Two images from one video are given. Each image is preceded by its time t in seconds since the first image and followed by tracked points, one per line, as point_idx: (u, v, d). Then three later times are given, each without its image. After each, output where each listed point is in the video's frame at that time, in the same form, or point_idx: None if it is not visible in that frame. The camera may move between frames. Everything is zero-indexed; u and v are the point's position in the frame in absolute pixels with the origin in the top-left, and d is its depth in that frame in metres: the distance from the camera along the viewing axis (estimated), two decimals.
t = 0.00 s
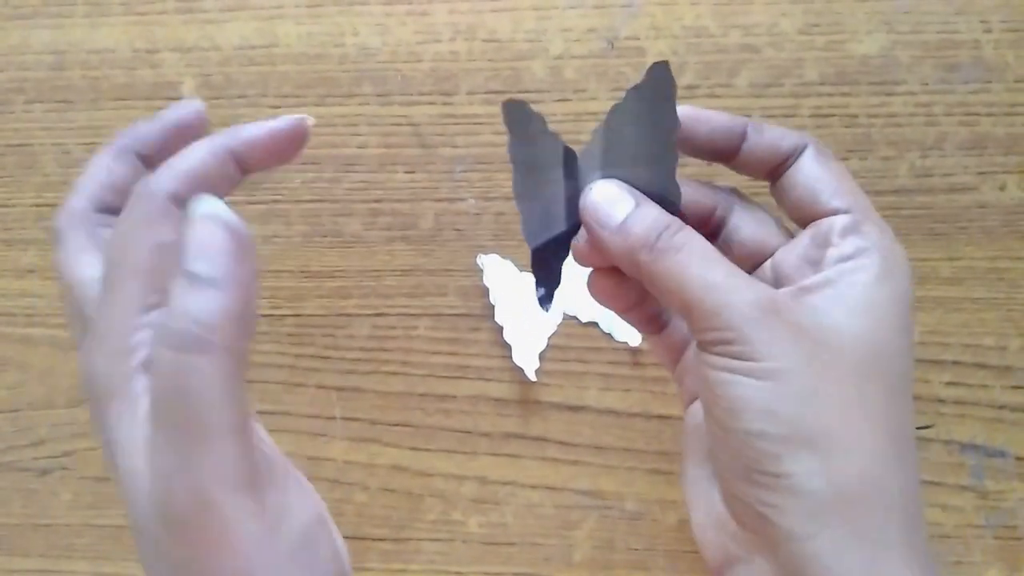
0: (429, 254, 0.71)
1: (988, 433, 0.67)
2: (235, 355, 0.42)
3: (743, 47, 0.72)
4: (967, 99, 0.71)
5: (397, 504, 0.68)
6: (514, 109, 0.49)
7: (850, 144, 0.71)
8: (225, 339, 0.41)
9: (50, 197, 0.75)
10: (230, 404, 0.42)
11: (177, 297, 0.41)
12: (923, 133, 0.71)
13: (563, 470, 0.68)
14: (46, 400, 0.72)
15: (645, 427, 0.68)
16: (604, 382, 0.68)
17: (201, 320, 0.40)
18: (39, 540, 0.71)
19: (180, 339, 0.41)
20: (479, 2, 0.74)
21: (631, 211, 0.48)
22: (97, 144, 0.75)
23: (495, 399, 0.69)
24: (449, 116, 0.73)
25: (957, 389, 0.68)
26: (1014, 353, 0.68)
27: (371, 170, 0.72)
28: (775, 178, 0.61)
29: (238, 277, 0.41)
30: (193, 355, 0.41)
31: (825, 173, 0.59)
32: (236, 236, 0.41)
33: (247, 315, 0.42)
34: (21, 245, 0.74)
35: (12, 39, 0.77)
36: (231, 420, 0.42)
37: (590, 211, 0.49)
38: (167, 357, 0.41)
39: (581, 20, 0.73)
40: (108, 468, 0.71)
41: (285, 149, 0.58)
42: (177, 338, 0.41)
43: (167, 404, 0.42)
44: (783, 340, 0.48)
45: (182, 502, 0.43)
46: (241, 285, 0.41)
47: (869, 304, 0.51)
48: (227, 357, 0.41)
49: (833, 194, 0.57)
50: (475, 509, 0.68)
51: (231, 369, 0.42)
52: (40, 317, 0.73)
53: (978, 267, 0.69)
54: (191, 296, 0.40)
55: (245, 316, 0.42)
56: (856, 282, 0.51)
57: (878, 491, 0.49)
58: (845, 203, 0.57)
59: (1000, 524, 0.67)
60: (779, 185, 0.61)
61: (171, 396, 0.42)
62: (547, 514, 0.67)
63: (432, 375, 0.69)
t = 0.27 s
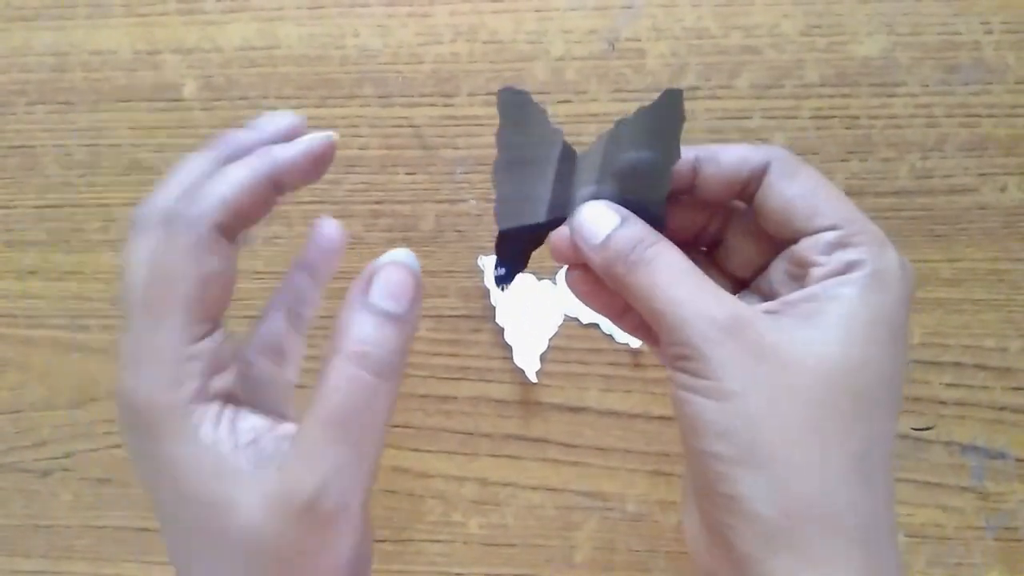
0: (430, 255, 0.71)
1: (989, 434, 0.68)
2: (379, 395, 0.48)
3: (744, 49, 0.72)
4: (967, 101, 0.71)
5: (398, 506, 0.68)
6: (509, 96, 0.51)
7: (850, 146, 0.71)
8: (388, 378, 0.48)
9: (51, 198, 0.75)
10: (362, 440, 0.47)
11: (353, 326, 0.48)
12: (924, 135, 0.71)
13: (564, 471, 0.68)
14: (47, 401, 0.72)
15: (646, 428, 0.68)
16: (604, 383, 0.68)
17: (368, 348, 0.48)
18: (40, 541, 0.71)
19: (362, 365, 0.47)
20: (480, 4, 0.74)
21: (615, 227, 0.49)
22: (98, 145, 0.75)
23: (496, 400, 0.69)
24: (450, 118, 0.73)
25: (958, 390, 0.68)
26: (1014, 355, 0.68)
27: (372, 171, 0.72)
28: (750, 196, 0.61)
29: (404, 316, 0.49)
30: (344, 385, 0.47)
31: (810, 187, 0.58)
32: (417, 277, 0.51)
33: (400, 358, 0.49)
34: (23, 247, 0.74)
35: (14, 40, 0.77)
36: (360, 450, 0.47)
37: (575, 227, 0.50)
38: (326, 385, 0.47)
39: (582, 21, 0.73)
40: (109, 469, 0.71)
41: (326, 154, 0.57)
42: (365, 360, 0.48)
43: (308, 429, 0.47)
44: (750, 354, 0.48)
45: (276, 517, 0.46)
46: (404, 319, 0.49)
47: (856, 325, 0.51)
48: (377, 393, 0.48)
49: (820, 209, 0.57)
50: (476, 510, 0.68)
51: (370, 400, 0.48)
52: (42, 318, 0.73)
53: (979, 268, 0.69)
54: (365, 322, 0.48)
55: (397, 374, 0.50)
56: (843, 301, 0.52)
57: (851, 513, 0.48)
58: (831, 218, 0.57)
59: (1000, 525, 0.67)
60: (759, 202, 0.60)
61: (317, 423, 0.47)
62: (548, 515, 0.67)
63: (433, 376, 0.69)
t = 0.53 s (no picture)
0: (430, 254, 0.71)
1: (989, 434, 0.67)
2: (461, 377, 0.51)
3: (744, 48, 0.72)
4: (968, 99, 0.71)
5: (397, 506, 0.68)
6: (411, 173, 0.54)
7: (851, 144, 0.71)
8: (468, 363, 0.51)
9: (49, 197, 0.75)
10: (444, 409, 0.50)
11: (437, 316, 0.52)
12: (924, 134, 0.71)
13: (564, 470, 0.67)
14: (45, 400, 0.72)
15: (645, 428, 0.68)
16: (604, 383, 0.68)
17: (455, 332, 0.51)
18: (39, 541, 0.71)
19: (451, 344, 0.50)
20: (480, 2, 0.74)
21: (557, 262, 0.51)
22: (97, 144, 0.75)
23: (495, 399, 0.68)
24: (450, 117, 0.73)
25: (958, 389, 0.68)
26: (1015, 354, 0.68)
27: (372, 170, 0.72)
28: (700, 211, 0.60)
29: (487, 319, 0.53)
30: (431, 359, 0.50)
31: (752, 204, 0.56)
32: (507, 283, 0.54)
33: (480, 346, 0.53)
34: (21, 246, 0.74)
35: (12, 39, 0.77)
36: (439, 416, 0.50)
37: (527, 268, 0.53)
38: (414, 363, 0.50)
39: (582, 20, 0.73)
40: (108, 469, 0.71)
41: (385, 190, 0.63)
42: (452, 341, 0.51)
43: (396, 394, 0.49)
44: (683, 408, 0.46)
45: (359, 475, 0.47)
46: (485, 323, 0.53)
47: (796, 364, 0.48)
48: (458, 372, 0.51)
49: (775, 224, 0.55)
50: (476, 510, 0.68)
51: (452, 379, 0.50)
52: (40, 317, 0.73)
53: (979, 267, 0.69)
54: (455, 314, 0.52)
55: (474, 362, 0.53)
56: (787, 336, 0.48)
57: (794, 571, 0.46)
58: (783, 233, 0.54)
59: (1000, 525, 0.67)
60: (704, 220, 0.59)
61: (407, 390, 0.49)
62: (547, 515, 0.67)
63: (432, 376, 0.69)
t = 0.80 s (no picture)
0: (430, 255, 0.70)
1: (991, 436, 0.67)
2: (492, 414, 0.50)
3: (745, 48, 0.72)
4: (970, 100, 0.71)
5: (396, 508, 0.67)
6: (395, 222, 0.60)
7: (852, 145, 0.70)
8: (500, 398, 0.50)
9: (46, 197, 0.75)
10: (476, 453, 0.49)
11: (458, 347, 0.50)
12: (926, 134, 0.70)
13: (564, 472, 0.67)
14: (42, 402, 0.72)
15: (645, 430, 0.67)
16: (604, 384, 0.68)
17: (470, 363, 0.49)
18: (36, 543, 0.70)
19: (473, 381, 0.49)
20: (480, 2, 0.73)
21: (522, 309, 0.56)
22: (94, 143, 0.75)
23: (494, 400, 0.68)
24: (450, 117, 0.72)
25: (960, 391, 0.68)
26: (1017, 356, 0.68)
27: (371, 170, 0.72)
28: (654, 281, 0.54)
29: (514, 340, 0.50)
30: (454, 401, 0.49)
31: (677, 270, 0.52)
32: (535, 313, 0.50)
33: (513, 379, 0.50)
34: (18, 246, 0.74)
35: (9, 38, 0.76)
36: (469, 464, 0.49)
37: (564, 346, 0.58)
38: (431, 405, 0.49)
39: (583, 20, 0.73)
40: (105, 471, 0.71)
41: (421, 254, 0.63)
42: (472, 377, 0.49)
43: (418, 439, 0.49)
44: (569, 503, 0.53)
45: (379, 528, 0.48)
46: (510, 343, 0.49)
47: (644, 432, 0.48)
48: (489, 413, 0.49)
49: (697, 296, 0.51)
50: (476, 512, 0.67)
51: (477, 418, 0.49)
52: (37, 318, 0.73)
53: (981, 269, 0.69)
54: (475, 346, 0.49)
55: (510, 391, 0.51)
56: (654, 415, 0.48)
57: None
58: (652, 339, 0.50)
59: (1002, 528, 0.66)
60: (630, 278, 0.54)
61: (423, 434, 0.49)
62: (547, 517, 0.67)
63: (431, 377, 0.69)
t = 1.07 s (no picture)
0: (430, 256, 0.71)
1: (988, 436, 0.67)
2: (421, 377, 0.54)
3: (744, 50, 0.72)
4: (967, 102, 0.71)
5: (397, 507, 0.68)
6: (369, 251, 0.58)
7: (850, 146, 0.71)
8: (432, 363, 0.54)
9: (51, 199, 0.75)
10: (402, 411, 0.53)
11: (393, 327, 0.55)
12: (924, 136, 0.71)
13: (564, 472, 0.68)
14: (46, 402, 0.72)
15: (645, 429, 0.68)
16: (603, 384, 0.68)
17: (408, 340, 0.54)
18: (40, 542, 0.71)
19: (406, 347, 0.53)
20: (481, 5, 0.74)
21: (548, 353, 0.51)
22: (98, 145, 0.75)
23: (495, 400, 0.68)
24: (451, 119, 0.73)
25: (957, 391, 0.68)
26: (1014, 356, 0.68)
27: (372, 172, 0.72)
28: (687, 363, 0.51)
29: (444, 327, 0.54)
30: (386, 365, 0.53)
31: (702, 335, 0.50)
32: (453, 304, 0.56)
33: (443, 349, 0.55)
34: (23, 247, 0.75)
35: (13, 40, 0.77)
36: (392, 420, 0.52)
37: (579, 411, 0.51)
38: (369, 369, 0.54)
39: (583, 22, 0.73)
40: (109, 470, 0.71)
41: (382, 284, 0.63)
42: (407, 344, 0.53)
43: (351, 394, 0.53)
44: None
45: (303, 470, 0.51)
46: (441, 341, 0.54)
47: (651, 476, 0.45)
48: (418, 375, 0.53)
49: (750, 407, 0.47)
50: (476, 512, 0.68)
51: (408, 380, 0.53)
52: (41, 319, 0.73)
53: (979, 269, 0.69)
54: (409, 323, 0.54)
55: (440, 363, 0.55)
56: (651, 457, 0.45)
57: None
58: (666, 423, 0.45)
59: (999, 527, 0.67)
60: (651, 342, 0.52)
61: (356, 390, 0.53)
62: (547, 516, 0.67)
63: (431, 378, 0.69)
